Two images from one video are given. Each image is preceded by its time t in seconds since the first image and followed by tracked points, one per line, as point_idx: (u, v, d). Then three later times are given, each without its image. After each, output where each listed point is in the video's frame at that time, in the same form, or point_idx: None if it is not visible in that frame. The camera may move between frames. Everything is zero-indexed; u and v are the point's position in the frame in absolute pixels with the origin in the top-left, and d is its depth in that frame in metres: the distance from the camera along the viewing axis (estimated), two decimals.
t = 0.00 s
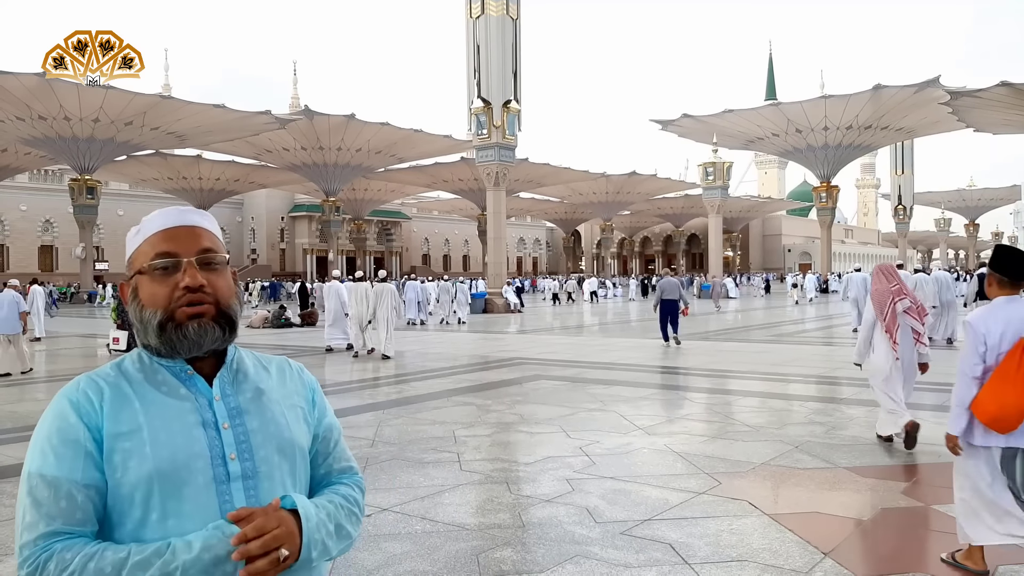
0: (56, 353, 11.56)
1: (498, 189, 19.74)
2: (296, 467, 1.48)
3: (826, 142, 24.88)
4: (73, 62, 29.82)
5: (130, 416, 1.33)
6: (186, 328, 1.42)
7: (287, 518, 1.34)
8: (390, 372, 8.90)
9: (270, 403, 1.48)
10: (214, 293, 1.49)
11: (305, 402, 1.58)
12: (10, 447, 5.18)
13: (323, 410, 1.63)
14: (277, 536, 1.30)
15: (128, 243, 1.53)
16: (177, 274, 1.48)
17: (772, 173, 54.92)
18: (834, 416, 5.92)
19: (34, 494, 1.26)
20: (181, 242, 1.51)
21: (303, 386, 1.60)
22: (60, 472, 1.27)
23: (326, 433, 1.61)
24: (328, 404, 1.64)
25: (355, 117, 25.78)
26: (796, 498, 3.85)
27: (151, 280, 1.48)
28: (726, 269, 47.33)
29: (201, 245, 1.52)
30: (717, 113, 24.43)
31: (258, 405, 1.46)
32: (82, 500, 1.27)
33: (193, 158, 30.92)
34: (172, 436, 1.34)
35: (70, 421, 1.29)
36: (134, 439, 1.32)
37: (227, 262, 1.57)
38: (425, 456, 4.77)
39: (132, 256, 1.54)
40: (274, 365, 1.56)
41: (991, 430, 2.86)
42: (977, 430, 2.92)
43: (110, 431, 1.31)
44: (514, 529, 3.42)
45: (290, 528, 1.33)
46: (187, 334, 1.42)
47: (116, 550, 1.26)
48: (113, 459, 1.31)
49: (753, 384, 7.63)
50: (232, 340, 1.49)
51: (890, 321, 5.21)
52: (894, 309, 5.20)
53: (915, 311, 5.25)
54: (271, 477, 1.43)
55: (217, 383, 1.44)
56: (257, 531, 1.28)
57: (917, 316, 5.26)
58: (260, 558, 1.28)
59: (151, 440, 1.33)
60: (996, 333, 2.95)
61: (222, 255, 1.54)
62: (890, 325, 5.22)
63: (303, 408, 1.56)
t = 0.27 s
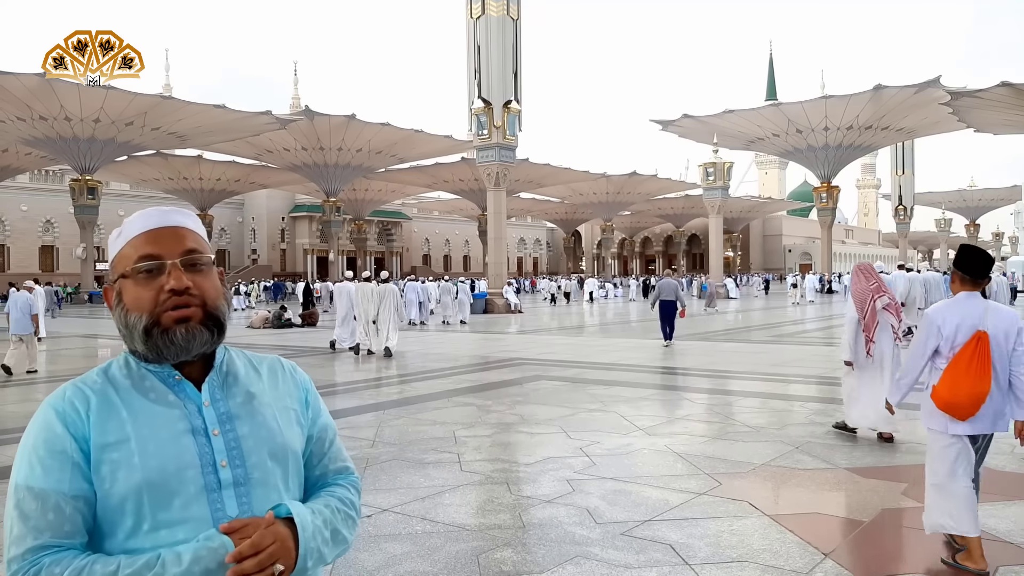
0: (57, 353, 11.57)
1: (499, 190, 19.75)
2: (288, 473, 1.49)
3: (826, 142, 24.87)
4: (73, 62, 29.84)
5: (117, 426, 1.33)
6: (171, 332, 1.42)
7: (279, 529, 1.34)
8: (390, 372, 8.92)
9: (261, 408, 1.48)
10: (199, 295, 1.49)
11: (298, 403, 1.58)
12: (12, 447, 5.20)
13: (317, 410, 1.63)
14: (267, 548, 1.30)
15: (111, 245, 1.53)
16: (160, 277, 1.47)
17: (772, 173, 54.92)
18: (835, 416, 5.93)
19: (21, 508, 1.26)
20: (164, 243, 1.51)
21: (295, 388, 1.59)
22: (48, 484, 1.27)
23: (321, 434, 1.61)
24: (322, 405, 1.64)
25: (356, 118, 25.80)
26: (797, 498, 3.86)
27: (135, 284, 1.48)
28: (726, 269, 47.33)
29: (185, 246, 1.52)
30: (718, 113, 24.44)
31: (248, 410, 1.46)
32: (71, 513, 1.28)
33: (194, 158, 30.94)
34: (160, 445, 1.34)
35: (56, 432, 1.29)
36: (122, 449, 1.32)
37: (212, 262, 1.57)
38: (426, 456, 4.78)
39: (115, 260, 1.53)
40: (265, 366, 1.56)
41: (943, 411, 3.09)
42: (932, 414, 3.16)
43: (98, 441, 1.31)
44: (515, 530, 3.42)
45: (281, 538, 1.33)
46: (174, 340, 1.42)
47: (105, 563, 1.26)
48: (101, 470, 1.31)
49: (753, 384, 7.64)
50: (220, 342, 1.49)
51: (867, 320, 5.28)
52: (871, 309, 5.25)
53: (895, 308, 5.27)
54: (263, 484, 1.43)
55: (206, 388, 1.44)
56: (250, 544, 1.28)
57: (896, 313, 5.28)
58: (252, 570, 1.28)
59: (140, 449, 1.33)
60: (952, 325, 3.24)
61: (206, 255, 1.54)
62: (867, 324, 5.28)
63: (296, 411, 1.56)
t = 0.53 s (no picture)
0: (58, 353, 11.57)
1: (500, 190, 19.74)
2: (288, 471, 1.49)
3: (827, 142, 24.84)
4: (73, 62, 29.84)
5: (116, 426, 1.33)
6: (168, 334, 1.42)
7: (279, 528, 1.34)
8: (391, 372, 8.92)
9: (261, 407, 1.48)
10: (196, 296, 1.49)
11: (299, 401, 1.58)
12: (13, 447, 5.20)
13: (319, 407, 1.63)
14: (267, 546, 1.31)
15: (107, 245, 1.53)
16: (157, 277, 1.48)
17: (773, 173, 54.90)
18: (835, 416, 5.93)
19: (19, 507, 1.27)
20: (160, 244, 1.51)
21: (296, 385, 1.60)
22: (46, 485, 1.27)
23: (323, 431, 1.61)
24: (324, 402, 1.64)
25: (356, 118, 25.80)
26: (798, 498, 3.86)
27: (132, 284, 1.48)
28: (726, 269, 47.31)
29: (182, 246, 1.52)
30: (719, 113, 24.43)
31: (248, 409, 1.46)
32: (69, 513, 1.28)
33: (195, 158, 30.96)
34: (160, 445, 1.34)
35: (55, 432, 1.29)
36: (121, 449, 1.32)
37: (210, 261, 1.57)
38: (426, 456, 4.78)
39: (112, 260, 1.54)
40: (265, 364, 1.56)
41: (915, 406, 3.30)
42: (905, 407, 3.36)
43: (96, 442, 1.31)
44: (515, 530, 3.42)
45: (280, 536, 1.33)
46: (171, 340, 1.42)
47: (103, 565, 1.27)
48: (100, 470, 1.31)
49: (754, 384, 7.64)
50: (219, 342, 1.49)
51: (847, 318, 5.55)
52: (851, 308, 5.56)
53: (867, 309, 5.67)
54: (263, 482, 1.43)
55: (206, 387, 1.44)
56: (247, 544, 1.28)
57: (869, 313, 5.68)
58: (251, 570, 1.29)
59: (138, 450, 1.33)
60: (926, 323, 3.39)
61: (203, 256, 1.54)
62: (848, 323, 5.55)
63: (296, 408, 1.56)
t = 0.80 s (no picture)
0: (58, 353, 11.56)
1: (501, 189, 19.74)
2: (291, 469, 1.49)
3: (828, 142, 24.83)
4: (73, 62, 29.85)
5: (122, 420, 1.33)
6: (172, 334, 1.42)
7: (282, 523, 1.34)
8: (392, 372, 8.91)
9: (264, 406, 1.48)
10: (201, 298, 1.49)
11: (300, 401, 1.58)
12: (13, 447, 5.20)
13: (319, 408, 1.63)
14: (276, 540, 1.32)
15: (115, 244, 1.53)
16: (163, 279, 1.48)
17: (774, 173, 54.88)
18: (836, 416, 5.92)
19: (23, 501, 1.26)
20: (167, 245, 1.51)
21: (298, 385, 1.60)
22: (51, 479, 1.27)
23: (323, 432, 1.62)
24: (323, 403, 1.64)
25: (357, 117, 25.81)
26: (798, 498, 3.86)
27: (138, 285, 1.48)
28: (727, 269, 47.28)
29: (189, 249, 1.52)
30: (720, 113, 24.45)
31: (251, 407, 1.47)
32: (74, 507, 1.27)
33: (196, 158, 30.98)
34: (165, 442, 1.34)
35: (60, 427, 1.29)
36: (127, 444, 1.32)
37: (216, 264, 1.57)
38: (427, 456, 4.77)
39: (118, 260, 1.54)
40: (267, 365, 1.56)
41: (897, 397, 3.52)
42: (883, 398, 3.60)
43: (101, 437, 1.31)
44: (516, 529, 3.42)
45: (285, 532, 1.33)
46: (175, 340, 1.42)
47: (107, 559, 1.26)
48: (105, 465, 1.31)
49: (755, 384, 7.63)
50: (223, 343, 1.50)
51: (826, 314, 5.77)
52: (831, 304, 5.77)
53: (851, 306, 5.77)
54: (266, 480, 1.43)
55: (210, 384, 1.44)
56: (250, 537, 1.29)
57: (853, 311, 5.78)
58: (257, 564, 1.29)
59: (144, 446, 1.33)
60: (905, 319, 3.63)
61: (210, 258, 1.54)
62: (830, 318, 5.77)
63: (298, 408, 1.56)
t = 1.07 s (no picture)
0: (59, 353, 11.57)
1: (501, 189, 19.72)
2: (290, 466, 1.49)
3: (829, 142, 24.81)
4: (73, 62, 29.87)
5: (122, 415, 1.34)
6: (176, 331, 1.42)
7: (279, 517, 1.34)
8: (393, 371, 8.91)
9: (263, 402, 1.48)
10: (204, 298, 1.49)
11: (300, 401, 1.58)
12: (13, 447, 5.20)
13: (318, 409, 1.63)
14: (274, 532, 1.32)
15: (119, 244, 1.53)
16: (168, 277, 1.48)
17: (774, 173, 54.83)
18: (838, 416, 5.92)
19: (24, 493, 1.27)
20: (172, 245, 1.51)
21: (297, 385, 1.60)
22: (51, 472, 1.27)
23: (321, 432, 1.62)
24: (323, 404, 1.64)
25: (358, 117, 25.81)
26: (799, 497, 3.86)
27: (143, 283, 1.49)
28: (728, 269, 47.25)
29: (193, 249, 1.52)
30: (721, 112, 24.43)
31: (250, 404, 1.47)
32: (74, 500, 1.28)
33: (196, 158, 31.00)
34: (164, 436, 1.35)
35: (61, 421, 1.30)
36: (127, 437, 1.33)
37: (219, 265, 1.57)
38: (428, 456, 4.77)
39: (122, 262, 1.54)
40: (267, 364, 1.57)
41: (871, 392, 3.67)
42: (856, 393, 3.74)
43: (102, 430, 1.32)
44: (517, 529, 3.42)
45: (283, 526, 1.33)
46: (177, 338, 1.42)
47: (105, 551, 1.27)
48: (105, 458, 1.32)
49: (756, 384, 7.62)
50: (224, 342, 1.50)
51: (813, 312, 6.09)
52: (817, 303, 6.08)
53: (837, 308, 6.13)
54: (264, 476, 1.43)
55: (209, 381, 1.44)
56: (246, 528, 1.28)
57: (838, 312, 6.14)
58: (254, 555, 1.29)
59: (144, 441, 1.33)
60: (876, 321, 3.74)
61: (213, 258, 1.55)
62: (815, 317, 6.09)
63: (297, 407, 1.56)
